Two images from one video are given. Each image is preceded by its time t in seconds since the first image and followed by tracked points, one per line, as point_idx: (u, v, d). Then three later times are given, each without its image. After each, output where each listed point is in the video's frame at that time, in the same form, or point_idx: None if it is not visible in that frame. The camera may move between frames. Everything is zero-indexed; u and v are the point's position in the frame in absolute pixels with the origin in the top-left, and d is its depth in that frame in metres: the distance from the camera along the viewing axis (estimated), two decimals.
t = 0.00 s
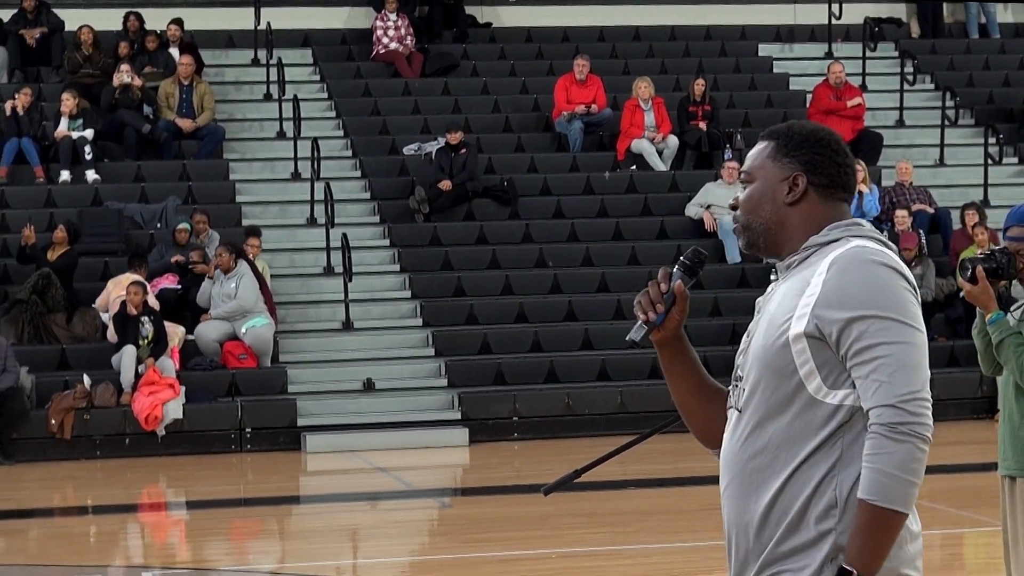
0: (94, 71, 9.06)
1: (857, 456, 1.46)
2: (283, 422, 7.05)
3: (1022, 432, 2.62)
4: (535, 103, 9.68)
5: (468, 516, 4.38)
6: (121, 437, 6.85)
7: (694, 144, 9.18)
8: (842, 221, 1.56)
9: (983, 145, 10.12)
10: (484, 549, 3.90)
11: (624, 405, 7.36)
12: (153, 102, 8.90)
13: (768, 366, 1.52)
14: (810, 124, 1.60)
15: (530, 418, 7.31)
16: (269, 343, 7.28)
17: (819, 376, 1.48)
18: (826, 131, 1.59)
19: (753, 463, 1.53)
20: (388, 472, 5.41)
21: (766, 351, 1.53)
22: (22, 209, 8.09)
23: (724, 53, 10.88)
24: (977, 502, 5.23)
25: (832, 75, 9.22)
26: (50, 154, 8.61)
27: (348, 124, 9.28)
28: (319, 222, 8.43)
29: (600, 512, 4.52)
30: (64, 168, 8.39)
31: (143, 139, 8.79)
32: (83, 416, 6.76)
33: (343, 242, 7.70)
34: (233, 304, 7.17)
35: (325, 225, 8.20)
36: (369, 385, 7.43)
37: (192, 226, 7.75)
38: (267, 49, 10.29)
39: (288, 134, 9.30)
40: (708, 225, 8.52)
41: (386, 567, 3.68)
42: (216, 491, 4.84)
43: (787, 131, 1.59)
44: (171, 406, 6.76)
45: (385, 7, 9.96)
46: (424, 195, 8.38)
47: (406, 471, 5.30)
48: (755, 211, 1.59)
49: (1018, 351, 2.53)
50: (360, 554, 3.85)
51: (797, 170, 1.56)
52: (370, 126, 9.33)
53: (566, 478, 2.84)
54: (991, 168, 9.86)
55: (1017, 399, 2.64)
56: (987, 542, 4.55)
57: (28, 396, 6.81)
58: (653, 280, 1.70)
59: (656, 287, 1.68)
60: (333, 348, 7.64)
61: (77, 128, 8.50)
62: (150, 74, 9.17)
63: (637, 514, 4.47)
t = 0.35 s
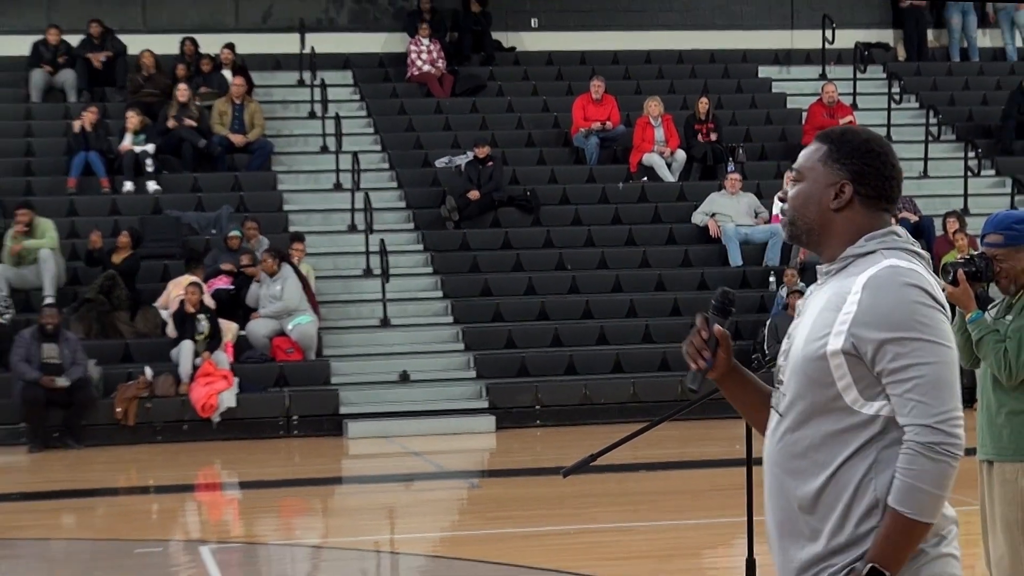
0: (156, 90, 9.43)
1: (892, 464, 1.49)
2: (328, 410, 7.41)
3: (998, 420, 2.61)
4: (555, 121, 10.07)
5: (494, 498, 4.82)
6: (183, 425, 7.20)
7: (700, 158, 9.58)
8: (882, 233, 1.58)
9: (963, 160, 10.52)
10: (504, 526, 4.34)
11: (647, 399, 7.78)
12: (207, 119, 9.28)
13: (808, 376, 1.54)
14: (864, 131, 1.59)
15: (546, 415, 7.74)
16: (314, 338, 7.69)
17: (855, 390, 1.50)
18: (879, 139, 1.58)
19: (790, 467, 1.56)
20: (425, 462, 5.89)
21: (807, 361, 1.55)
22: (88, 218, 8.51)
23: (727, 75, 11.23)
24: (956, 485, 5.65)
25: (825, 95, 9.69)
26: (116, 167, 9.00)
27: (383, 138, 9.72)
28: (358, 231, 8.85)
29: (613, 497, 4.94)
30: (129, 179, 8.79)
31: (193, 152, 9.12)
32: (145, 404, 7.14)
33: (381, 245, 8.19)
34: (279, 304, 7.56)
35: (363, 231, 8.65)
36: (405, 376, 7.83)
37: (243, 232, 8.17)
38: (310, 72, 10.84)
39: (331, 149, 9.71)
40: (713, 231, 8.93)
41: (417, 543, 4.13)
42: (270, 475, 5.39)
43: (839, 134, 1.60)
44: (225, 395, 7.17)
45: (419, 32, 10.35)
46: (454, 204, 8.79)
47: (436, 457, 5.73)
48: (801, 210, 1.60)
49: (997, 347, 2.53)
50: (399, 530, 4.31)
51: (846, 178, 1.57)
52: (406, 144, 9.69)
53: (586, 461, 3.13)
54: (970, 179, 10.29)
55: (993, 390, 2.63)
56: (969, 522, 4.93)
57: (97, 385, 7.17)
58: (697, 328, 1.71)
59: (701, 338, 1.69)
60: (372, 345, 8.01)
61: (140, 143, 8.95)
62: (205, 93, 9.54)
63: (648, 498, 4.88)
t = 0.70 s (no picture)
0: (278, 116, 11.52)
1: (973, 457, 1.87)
2: (428, 396, 9.32)
3: None
4: (627, 143, 12.34)
5: (568, 475, 5.87)
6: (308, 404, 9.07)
7: (754, 177, 11.66)
8: (959, 248, 1.96)
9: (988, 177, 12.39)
10: (575, 498, 5.34)
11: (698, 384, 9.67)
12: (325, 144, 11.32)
13: (894, 382, 1.93)
14: (952, 157, 1.98)
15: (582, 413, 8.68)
16: (415, 333, 9.58)
17: (939, 397, 1.88)
18: (964, 169, 1.97)
19: (880, 457, 1.97)
20: (515, 443, 7.06)
21: (894, 370, 1.94)
22: (221, 226, 10.42)
23: (779, 102, 13.74)
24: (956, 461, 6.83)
25: (866, 121, 11.64)
26: (241, 183, 10.94)
27: (478, 159, 11.98)
28: (456, 239, 11.01)
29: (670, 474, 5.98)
30: (254, 195, 10.77)
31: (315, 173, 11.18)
32: (269, 389, 8.94)
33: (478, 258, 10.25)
34: (386, 304, 9.43)
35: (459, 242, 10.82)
36: (495, 367, 9.80)
37: (352, 241, 9.96)
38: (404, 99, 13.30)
39: (430, 168, 12.01)
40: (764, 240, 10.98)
41: (507, 511, 5.12)
42: (380, 456, 6.54)
43: (928, 153, 1.98)
44: (337, 382, 8.96)
45: (506, 67, 12.71)
46: (538, 217, 10.87)
47: (528, 435, 6.96)
48: (896, 225, 1.97)
49: None
50: (488, 502, 5.31)
51: (937, 198, 1.95)
52: (497, 164, 11.99)
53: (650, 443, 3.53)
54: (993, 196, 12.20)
55: None
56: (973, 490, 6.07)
57: (225, 373, 8.90)
58: (795, 366, 2.33)
59: (799, 373, 2.29)
60: (469, 338, 10.07)
61: (265, 165, 10.88)
62: (321, 120, 11.54)
63: (694, 472, 5.94)
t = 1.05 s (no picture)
0: (414, 122, 13.09)
1: None
2: (540, 364, 10.58)
3: None
4: (722, 144, 13.78)
5: (668, 438, 7.04)
6: (439, 372, 10.43)
7: (836, 174, 12.95)
8: None
9: None
10: (669, 455, 6.58)
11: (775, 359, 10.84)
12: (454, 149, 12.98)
13: (983, 360, 2.24)
14: None
15: (639, 396, 9.56)
16: (534, 312, 10.90)
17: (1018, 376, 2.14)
18: None
19: (962, 419, 2.29)
20: (623, 407, 8.44)
21: (985, 348, 2.23)
22: (368, 217, 11.96)
23: (859, 110, 15.19)
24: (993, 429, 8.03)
25: (937, 125, 12.91)
26: (383, 179, 12.58)
27: (590, 159, 13.62)
28: (567, 228, 12.57)
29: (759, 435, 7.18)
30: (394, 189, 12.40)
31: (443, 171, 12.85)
32: (405, 359, 10.33)
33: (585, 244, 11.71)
34: (507, 284, 10.75)
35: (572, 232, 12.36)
36: (603, 342, 11.15)
37: (479, 230, 11.29)
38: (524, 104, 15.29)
39: (547, 166, 13.72)
40: (844, 232, 12.18)
41: (610, 469, 6.24)
42: (505, 420, 7.87)
43: None
44: (465, 354, 10.29)
45: (617, 77, 14.52)
46: (643, 210, 12.42)
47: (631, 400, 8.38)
48: (1015, 220, 2.23)
49: None
50: (595, 461, 6.45)
51: None
52: (611, 167, 13.45)
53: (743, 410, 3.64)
54: None
55: None
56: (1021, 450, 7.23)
57: (367, 345, 10.30)
58: (900, 332, 2.44)
59: (904, 340, 2.41)
60: (579, 316, 11.47)
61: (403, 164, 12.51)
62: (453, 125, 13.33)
63: (780, 436, 7.01)
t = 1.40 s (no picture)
0: (490, 134, 15.00)
1: None
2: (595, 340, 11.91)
3: None
4: (751, 155, 15.59)
5: (704, 404, 8.10)
6: (506, 350, 11.75)
7: (850, 180, 14.52)
8: None
9: None
10: (706, 419, 7.59)
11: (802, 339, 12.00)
12: (523, 157, 14.75)
13: (986, 331, 2.68)
14: None
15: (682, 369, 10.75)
16: (591, 296, 12.30)
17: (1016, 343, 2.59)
18: None
19: (970, 383, 2.73)
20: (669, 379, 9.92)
21: (987, 321, 2.68)
22: (450, 216, 13.71)
23: (869, 122, 17.83)
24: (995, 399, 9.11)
25: (935, 138, 14.69)
26: (461, 184, 14.38)
27: (639, 167, 15.52)
28: (619, 224, 14.18)
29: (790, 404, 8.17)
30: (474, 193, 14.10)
31: (513, 176, 14.62)
32: (481, 336, 11.63)
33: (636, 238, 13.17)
34: (568, 272, 12.24)
35: (623, 229, 13.92)
36: (648, 321, 12.44)
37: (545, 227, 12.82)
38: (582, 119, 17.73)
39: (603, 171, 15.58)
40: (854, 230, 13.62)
41: (654, 429, 7.28)
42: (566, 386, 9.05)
43: None
44: (532, 331, 11.55)
45: (662, 97, 16.54)
46: (684, 211, 13.98)
47: (674, 370, 9.57)
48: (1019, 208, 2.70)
49: None
50: (640, 423, 7.50)
51: None
52: (657, 174, 15.27)
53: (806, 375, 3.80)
54: None
55: None
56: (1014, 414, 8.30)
57: (449, 324, 11.67)
58: (926, 314, 2.99)
59: (930, 320, 2.95)
60: (630, 300, 12.85)
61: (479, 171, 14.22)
62: (523, 136, 15.18)
63: (808, 406, 7.97)
